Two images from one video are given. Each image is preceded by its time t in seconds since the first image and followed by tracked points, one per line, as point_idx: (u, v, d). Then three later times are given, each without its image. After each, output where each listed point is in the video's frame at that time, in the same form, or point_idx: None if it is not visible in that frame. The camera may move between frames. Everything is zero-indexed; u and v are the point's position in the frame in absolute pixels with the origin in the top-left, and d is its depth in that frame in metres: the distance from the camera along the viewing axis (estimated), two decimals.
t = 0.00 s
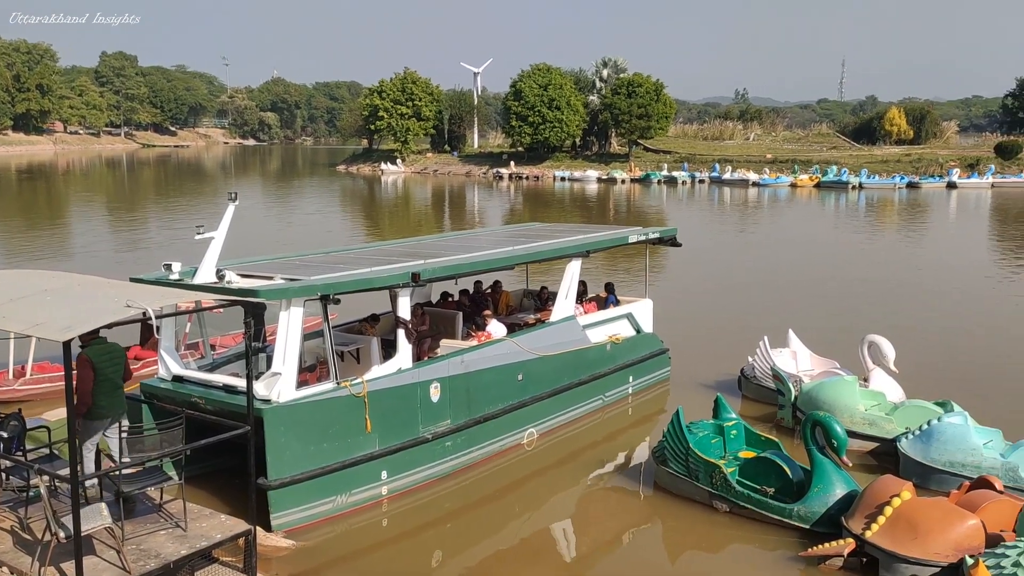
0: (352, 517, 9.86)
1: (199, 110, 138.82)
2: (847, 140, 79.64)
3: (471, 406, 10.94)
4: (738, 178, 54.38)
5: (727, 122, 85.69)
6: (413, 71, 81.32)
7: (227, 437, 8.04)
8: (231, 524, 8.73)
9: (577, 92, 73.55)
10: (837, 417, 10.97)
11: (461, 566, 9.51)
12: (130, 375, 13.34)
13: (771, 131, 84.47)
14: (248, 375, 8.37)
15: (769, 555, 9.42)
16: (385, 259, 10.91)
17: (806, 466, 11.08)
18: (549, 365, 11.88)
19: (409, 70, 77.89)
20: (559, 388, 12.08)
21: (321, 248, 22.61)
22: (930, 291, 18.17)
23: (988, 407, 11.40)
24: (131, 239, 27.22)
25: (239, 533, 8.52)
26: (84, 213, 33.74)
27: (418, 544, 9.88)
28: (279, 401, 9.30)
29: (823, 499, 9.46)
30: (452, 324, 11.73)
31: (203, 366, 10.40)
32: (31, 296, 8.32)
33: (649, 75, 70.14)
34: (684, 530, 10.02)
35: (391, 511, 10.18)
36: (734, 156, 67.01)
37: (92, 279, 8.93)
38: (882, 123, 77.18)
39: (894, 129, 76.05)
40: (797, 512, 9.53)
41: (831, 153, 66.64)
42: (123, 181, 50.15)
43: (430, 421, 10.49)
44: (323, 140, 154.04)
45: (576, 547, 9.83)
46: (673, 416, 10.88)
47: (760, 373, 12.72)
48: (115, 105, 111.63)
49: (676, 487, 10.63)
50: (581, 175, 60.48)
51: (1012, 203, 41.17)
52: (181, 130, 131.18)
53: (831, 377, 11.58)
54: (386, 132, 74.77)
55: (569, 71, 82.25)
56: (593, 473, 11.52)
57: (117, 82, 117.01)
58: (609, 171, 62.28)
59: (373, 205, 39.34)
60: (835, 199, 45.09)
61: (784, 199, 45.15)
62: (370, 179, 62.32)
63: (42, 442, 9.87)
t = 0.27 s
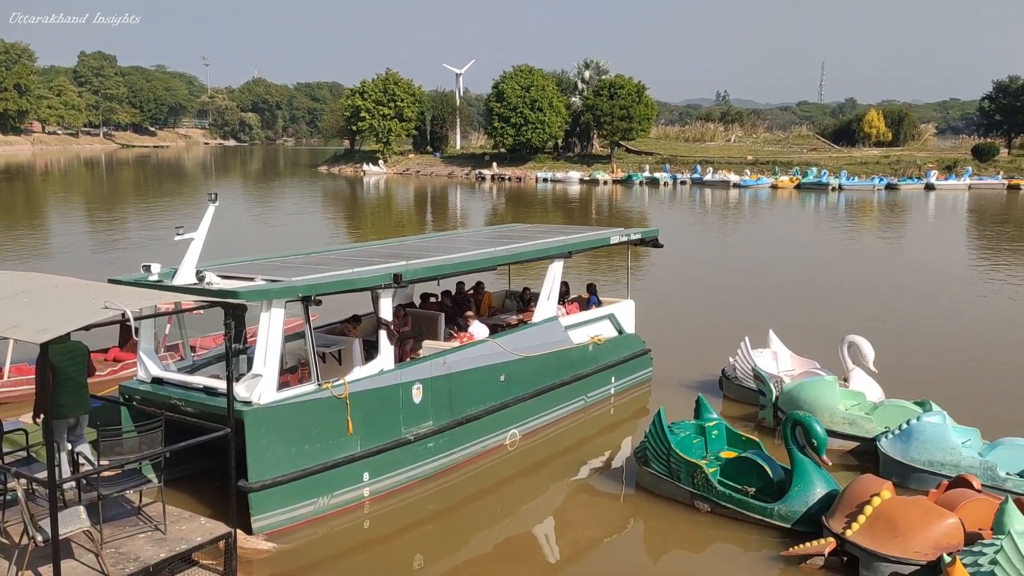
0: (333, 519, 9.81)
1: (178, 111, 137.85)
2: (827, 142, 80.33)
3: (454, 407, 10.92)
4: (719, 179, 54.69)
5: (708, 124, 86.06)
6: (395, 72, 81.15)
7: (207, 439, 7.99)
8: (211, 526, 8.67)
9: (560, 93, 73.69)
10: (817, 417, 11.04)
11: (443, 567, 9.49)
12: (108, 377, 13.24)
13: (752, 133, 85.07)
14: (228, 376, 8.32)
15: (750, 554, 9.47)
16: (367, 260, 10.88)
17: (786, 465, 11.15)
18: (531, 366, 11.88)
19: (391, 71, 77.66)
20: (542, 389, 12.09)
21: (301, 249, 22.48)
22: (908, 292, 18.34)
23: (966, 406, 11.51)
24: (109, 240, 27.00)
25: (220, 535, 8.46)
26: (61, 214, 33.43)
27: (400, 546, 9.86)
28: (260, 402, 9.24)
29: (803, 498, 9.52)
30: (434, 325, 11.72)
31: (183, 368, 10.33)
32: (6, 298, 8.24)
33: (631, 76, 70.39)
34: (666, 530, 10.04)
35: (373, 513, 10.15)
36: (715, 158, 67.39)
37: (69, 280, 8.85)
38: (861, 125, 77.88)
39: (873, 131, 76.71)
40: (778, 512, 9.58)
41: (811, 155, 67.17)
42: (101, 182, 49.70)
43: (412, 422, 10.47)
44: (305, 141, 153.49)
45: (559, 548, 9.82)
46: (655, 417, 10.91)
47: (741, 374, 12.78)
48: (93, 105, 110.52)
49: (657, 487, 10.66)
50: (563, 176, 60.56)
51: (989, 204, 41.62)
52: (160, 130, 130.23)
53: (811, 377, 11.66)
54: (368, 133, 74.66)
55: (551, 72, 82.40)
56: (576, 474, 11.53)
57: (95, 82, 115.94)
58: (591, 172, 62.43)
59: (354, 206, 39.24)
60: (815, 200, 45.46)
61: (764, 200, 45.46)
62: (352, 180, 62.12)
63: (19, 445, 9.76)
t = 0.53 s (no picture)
0: (321, 520, 9.79)
1: (164, 111, 137.18)
2: (814, 142, 80.74)
3: (442, 408, 10.90)
4: (706, 179, 54.87)
5: (696, 124, 86.26)
6: (382, 72, 81.01)
7: (193, 441, 7.94)
8: (197, 529, 8.63)
9: (547, 93, 73.76)
10: (804, 417, 11.08)
11: (432, 569, 9.47)
12: (94, 378, 13.16)
13: (739, 133, 85.40)
14: (214, 377, 8.28)
15: (738, 553, 9.50)
16: (354, 261, 10.85)
17: (774, 464, 11.19)
18: (519, 367, 11.88)
19: (378, 71, 77.53)
20: (530, 389, 12.09)
21: (288, 249, 22.40)
22: (895, 292, 18.43)
23: (952, 404, 11.58)
24: (95, 241, 26.86)
25: (206, 537, 8.42)
26: (46, 215, 33.25)
27: (388, 547, 9.83)
28: (246, 404, 9.20)
29: (790, 498, 9.56)
30: (422, 325, 11.70)
31: (169, 369, 10.28)
32: None
33: (619, 77, 70.55)
34: (654, 531, 10.06)
35: (361, 514, 10.12)
36: (702, 158, 67.63)
37: (53, 281, 8.78)
38: (847, 126, 78.26)
39: (859, 132, 77.09)
40: (766, 511, 9.61)
41: (798, 155, 67.47)
42: (87, 182, 49.44)
43: (400, 423, 10.44)
44: (292, 141, 153.12)
45: (547, 549, 9.82)
46: (642, 417, 10.93)
47: (729, 374, 12.81)
48: (79, 105, 109.89)
49: (646, 487, 10.68)
50: (551, 176, 60.62)
51: (974, 204, 41.89)
52: (146, 131, 129.59)
53: (798, 377, 11.70)
54: (355, 133, 74.53)
55: (539, 73, 82.48)
56: (564, 474, 11.54)
57: (80, 82, 115.28)
58: (578, 172, 62.53)
59: (341, 206, 39.18)
60: (802, 200, 45.68)
61: (752, 200, 45.64)
62: (340, 180, 62.05)
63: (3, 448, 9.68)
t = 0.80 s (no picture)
0: (314, 521, 9.77)
1: (154, 111, 136.68)
2: (805, 143, 80.96)
3: (434, 408, 10.90)
4: (698, 179, 54.94)
5: (687, 124, 86.40)
6: (374, 72, 80.92)
7: (185, 442, 7.92)
8: (189, 530, 8.60)
9: (539, 93, 73.76)
10: (796, 416, 11.10)
11: (425, 569, 9.47)
12: (86, 379, 13.12)
13: (730, 134, 85.57)
14: (205, 378, 8.26)
15: (730, 553, 9.51)
16: (346, 261, 10.82)
17: (766, 464, 11.21)
18: (511, 367, 11.88)
19: (370, 71, 77.46)
20: (522, 389, 12.08)
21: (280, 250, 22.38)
22: (886, 291, 18.48)
23: (943, 403, 11.61)
24: (85, 241, 26.75)
25: (198, 539, 8.40)
26: (36, 215, 33.10)
27: (381, 548, 9.82)
28: (238, 405, 9.17)
29: (783, 497, 9.58)
30: (414, 326, 11.68)
31: (160, 370, 10.24)
32: None
33: (611, 77, 70.61)
34: (647, 530, 10.07)
35: (354, 514, 10.10)
36: (694, 158, 67.73)
37: (44, 281, 8.73)
38: (838, 126, 78.46)
39: (850, 132, 77.31)
40: (758, 511, 9.62)
41: (789, 156, 67.64)
42: (78, 182, 49.25)
43: (393, 423, 10.43)
44: (283, 141, 152.81)
45: (540, 549, 9.82)
46: (635, 417, 10.94)
47: (721, 374, 12.83)
48: (69, 105, 109.53)
49: (638, 488, 10.68)
50: (543, 176, 60.68)
51: (963, 204, 42.05)
52: (136, 131, 129.14)
53: (790, 376, 11.71)
54: (347, 133, 74.39)
55: (530, 73, 82.51)
56: (557, 474, 11.54)
57: (70, 81, 114.81)
58: (570, 173, 62.55)
59: (333, 207, 39.12)
60: (794, 200, 45.79)
61: (743, 200, 45.73)
62: (332, 180, 61.92)
63: None
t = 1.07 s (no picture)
0: (302, 521, 9.75)
1: (140, 109, 135.90)
2: (792, 142, 81.32)
3: (422, 408, 10.89)
4: (686, 179, 55.08)
5: (675, 124, 86.61)
6: (362, 71, 80.74)
7: (172, 443, 7.89)
8: (176, 531, 8.56)
9: (527, 93, 73.75)
10: (784, 415, 11.14)
11: (414, 569, 9.47)
12: (71, 379, 13.05)
13: (718, 133, 85.83)
14: (193, 378, 8.22)
15: (717, 552, 9.55)
16: (334, 261, 10.80)
17: (753, 462, 11.25)
18: (500, 366, 11.88)
19: (358, 70, 77.34)
20: (510, 388, 12.09)
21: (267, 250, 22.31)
22: (872, 290, 18.58)
23: (928, 401, 11.68)
24: (71, 241, 26.59)
25: (185, 540, 8.36)
26: (20, 215, 32.86)
27: (370, 548, 9.81)
28: (225, 405, 9.14)
29: (770, 496, 9.62)
30: (402, 325, 11.67)
31: (147, 371, 10.19)
32: None
33: (599, 77, 70.70)
34: (634, 529, 10.10)
35: (342, 514, 10.09)
36: (681, 158, 67.91)
37: (29, 281, 8.67)
38: (825, 126, 78.80)
39: (836, 131, 77.68)
40: (745, 509, 9.66)
41: (776, 155, 67.92)
42: (63, 182, 48.94)
43: (381, 423, 10.42)
44: (271, 140, 152.31)
45: (529, 549, 9.83)
46: (623, 416, 10.95)
47: (708, 373, 12.86)
48: (54, 104, 108.77)
49: (626, 487, 10.70)
50: (531, 176, 60.71)
51: (949, 203, 42.29)
52: (122, 130, 128.37)
53: (778, 375, 11.76)
54: (335, 133, 74.19)
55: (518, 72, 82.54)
56: (545, 473, 11.55)
57: (55, 80, 114.00)
58: (559, 172, 62.59)
59: (321, 206, 39.02)
60: (781, 199, 45.99)
61: (731, 200, 45.88)
62: (319, 180, 61.72)
63: None
